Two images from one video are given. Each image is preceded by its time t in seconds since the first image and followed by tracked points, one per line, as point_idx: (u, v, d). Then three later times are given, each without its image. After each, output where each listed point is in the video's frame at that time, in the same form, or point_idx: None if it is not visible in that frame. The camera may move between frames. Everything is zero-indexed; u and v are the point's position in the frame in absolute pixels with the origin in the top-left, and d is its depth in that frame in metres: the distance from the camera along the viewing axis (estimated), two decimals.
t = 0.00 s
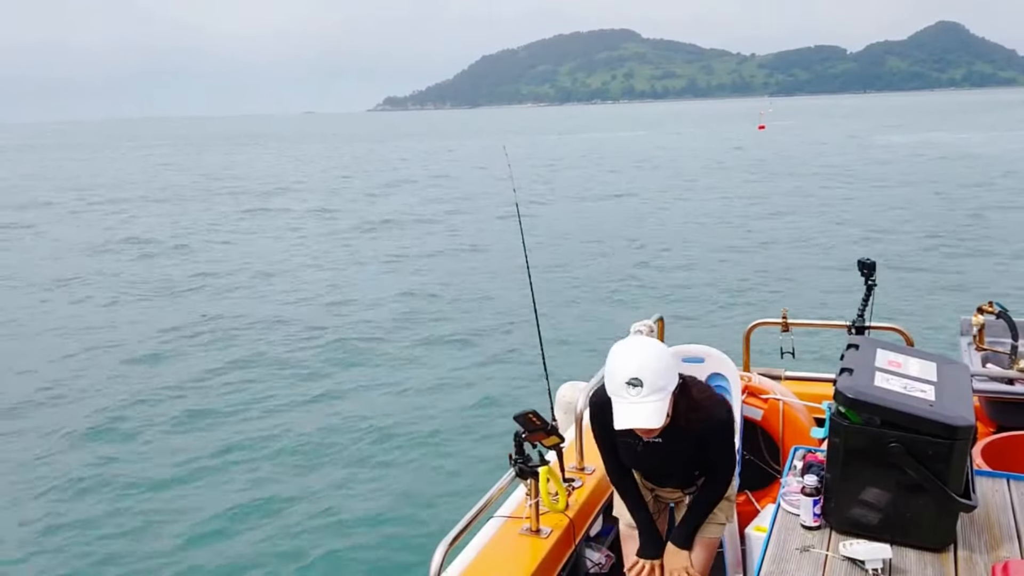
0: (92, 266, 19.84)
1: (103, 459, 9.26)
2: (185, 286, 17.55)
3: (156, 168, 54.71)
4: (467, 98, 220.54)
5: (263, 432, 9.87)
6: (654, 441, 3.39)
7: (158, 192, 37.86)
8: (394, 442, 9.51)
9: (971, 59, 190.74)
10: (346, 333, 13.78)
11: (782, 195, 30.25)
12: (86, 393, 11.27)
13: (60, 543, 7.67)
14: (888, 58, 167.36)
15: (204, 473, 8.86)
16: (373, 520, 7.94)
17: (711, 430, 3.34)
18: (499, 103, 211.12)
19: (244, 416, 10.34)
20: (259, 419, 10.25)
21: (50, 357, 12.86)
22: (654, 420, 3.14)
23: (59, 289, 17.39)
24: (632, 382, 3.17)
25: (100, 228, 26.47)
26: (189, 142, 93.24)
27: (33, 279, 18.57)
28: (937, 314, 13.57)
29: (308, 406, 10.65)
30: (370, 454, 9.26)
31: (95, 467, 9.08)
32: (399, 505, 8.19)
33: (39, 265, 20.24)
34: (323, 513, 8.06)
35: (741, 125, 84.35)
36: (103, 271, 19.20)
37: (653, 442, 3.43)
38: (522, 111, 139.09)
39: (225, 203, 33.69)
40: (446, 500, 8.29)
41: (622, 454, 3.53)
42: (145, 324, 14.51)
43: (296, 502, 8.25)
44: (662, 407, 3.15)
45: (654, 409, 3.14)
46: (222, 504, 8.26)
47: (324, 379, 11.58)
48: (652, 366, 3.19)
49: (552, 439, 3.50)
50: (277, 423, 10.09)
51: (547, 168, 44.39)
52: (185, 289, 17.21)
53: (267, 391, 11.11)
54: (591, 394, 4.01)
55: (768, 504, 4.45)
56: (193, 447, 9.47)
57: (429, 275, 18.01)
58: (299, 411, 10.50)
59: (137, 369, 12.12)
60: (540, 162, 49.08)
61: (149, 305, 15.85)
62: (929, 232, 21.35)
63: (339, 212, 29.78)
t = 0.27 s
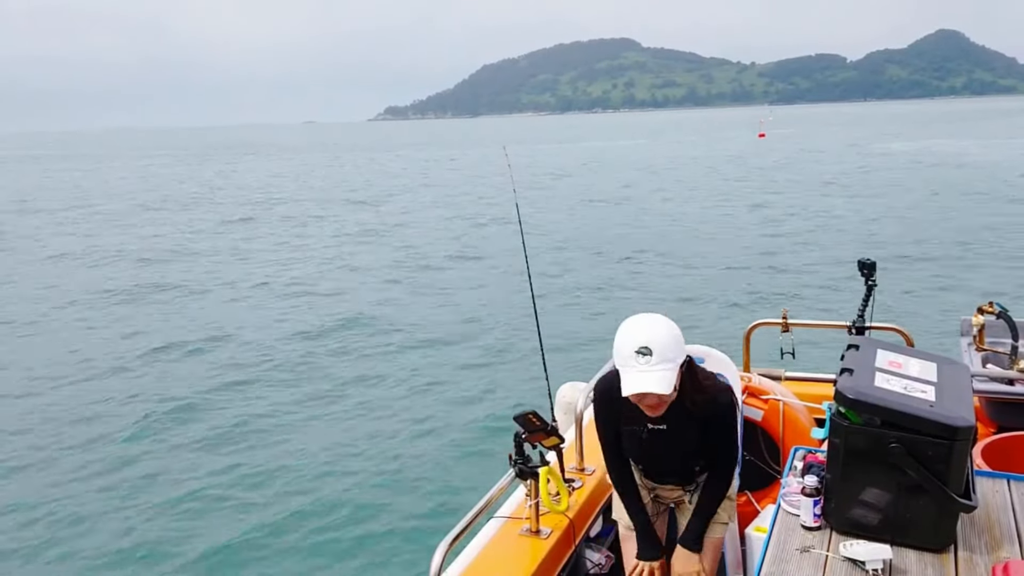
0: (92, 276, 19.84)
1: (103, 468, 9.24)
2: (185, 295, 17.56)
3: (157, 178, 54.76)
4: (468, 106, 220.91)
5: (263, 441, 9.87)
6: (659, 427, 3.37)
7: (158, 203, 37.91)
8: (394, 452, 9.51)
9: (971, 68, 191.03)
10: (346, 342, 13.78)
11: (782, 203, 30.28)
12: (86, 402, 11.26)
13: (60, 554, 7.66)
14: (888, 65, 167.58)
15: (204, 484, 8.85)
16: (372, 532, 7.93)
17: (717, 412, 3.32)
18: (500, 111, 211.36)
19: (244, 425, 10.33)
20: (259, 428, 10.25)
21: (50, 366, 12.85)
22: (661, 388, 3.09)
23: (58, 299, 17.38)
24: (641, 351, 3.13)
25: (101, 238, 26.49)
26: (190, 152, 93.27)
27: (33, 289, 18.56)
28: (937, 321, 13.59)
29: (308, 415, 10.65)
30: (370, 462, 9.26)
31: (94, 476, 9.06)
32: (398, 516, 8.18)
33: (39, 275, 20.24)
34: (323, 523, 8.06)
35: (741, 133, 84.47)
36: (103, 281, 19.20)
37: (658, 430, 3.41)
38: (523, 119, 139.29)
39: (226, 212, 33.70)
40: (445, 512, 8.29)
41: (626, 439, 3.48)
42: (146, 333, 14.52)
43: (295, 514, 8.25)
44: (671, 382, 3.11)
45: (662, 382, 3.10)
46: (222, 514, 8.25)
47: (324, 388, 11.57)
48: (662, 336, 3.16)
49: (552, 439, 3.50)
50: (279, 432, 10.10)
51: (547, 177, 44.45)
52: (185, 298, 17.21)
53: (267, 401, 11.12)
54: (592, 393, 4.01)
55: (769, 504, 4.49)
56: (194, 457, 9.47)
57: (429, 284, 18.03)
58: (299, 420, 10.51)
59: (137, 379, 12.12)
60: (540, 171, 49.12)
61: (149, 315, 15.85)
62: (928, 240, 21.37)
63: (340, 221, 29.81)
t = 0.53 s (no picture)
0: (92, 277, 19.84)
1: (103, 468, 9.23)
2: (185, 296, 17.57)
3: (158, 178, 54.79)
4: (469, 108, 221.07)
5: (262, 441, 9.87)
6: (659, 362, 3.21)
7: (159, 203, 37.94)
8: (394, 452, 9.52)
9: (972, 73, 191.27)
10: (346, 343, 13.79)
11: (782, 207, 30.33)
12: (86, 402, 11.26)
13: (59, 553, 7.66)
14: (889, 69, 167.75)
15: (203, 484, 8.85)
16: (372, 531, 7.94)
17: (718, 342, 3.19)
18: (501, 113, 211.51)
19: (243, 425, 10.33)
20: (258, 428, 10.25)
21: (50, 366, 12.85)
22: (668, 275, 3.05)
23: (59, 299, 17.39)
24: (648, 250, 3.10)
25: (101, 238, 26.50)
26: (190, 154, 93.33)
27: (34, 289, 18.56)
28: (937, 326, 13.62)
29: (307, 415, 10.66)
30: (369, 462, 9.26)
31: (93, 476, 9.06)
32: (397, 515, 8.20)
33: (39, 275, 20.25)
34: (322, 523, 8.05)
35: (742, 138, 84.63)
36: (103, 281, 19.20)
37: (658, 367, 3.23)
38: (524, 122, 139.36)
39: (226, 213, 33.71)
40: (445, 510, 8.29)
41: (624, 384, 3.30)
42: (146, 333, 14.52)
43: (295, 513, 8.25)
44: (676, 271, 3.07)
45: (667, 268, 3.06)
46: (221, 515, 8.25)
47: (325, 388, 11.57)
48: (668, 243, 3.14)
49: (552, 440, 3.50)
50: (280, 432, 10.10)
51: (548, 180, 44.51)
52: (185, 299, 17.22)
53: (266, 402, 11.12)
54: (592, 393, 4.01)
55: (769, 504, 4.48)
56: (195, 457, 9.47)
57: (429, 285, 18.04)
58: (298, 420, 10.51)
59: (136, 379, 12.12)
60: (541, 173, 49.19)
61: (149, 315, 15.85)
62: (928, 244, 21.42)
63: (340, 222, 29.82)
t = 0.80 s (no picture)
0: (93, 267, 19.89)
1: (101, 457, 9.21)
2: (184, 287, 17.56)
3: (158, 170, 54.78)
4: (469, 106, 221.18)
5: (260, 430, 9.89)
6: (660, 326, 3.05)
7: (159, 195, 37.93)
8: (393, 441, 9.55)
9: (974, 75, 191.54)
10: (345, 335, 13.82)
11: (782, 206, 30.41)
12: (85, 389, 11.29)
13: (57, 537, 7.68)
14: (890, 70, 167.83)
15: (201, 471, 8.87)
16: (370, 519, 7.97)
17: (720, 306, 3.06)
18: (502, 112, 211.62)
19: (241, 414, 10.36)
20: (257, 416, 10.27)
21: (50, 353, 12.89)
22: (671, 230, 2.98)
23: (60, 288, 17.42)
24: (650, 209, 3.03)
25: (101, 228, 26.49)
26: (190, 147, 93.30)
27: (36, 278, 18.61)
28: (935, 327, 13.63)
29: (306, 404, 10.68)
30: (368, 452, 9.29)
31: (91, 462, 9.09)
32: (396, 503, 8.22)
33: (38, 264, 20.24)
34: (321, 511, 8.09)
35: (742, 137, 84.71)
36: (103, 271, 19.24)
37: (658, 332, 3.07)
38: (525, 119, 139.40)
39: (227, 205, 33.75)
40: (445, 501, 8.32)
41: (623, 352, 3.11)
42: (144, 322, 14.50)
43: (293, 502, 8.28)
44: (679, 228, 3.00)
45: (670, 224, 3.00)
46: (220, 501, 8.28)
47: (322, 381, 11.55)
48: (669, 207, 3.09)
49: (552, 440, 3.50)
50: (278, 423, 10.08)
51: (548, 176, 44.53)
52: (186, 291, 17.26)
53: (265, 390, 11.14)
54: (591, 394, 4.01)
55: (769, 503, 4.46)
56: (193, 448, 9.45)
57: (428, 280, 18.09)
58: (297, 409, 10.53)
59: (136, 367, 12.14)
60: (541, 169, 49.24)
61: (149, 305, 15.89)
62: (927, 244, 21.46)
63: (341, 216, 29.88)
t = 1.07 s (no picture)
0: (92, 254, 19.82)
1: (95, 429, 9.15)
2: (181, 275, 17.50)
3: (158, 160, 54.61)
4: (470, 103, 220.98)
5: (257, 406, 9.84)
6: (660, 320, 3.07)
7: (157, 185, 37.85)
8: (391, 421, 9.50)
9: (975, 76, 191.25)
10: (345, 324, 13.78)
11: (783, 204, 30.35)
12: (82, 367, 11.23)
13: (50, 499, 7.62)
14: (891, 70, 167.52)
15: (197, 440, 8.81)
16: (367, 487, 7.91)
17: (721, 301, 3.07)
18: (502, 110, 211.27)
19: (239, 391, 10.31)
20: (254, 394, 10.22)
21: (48, 334, 12.84)
22: (671, 225, 2.98)
23: (58, 274, 17.35)
24: (651, 205, 3.03)
25: (98, 216, 26.42)
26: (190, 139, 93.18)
27: (34, 264, 18.54)
28: (935, 326, 13.61)
29: (304, 384, 10.63)
30: (366, 430, 9.24)
31: (87, 434, 9.04)
32: (393, 474, 8.16)
33: (35, 250, 20.19)
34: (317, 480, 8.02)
35: (743, 136, 84.60)
36: (102, 259, 19.17)
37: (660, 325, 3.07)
38: (526, 115, 139.12)
39: (226, 196, 33.64)
40: (443, 472, 8.26)
41: (624, 346, 3.12)
42: (141, 308, 14.45)
43: (290, 471, 8.23)
44: (681, 223, 3.00)
45: (671, 219, 2.99)
46: (216, 469, 8.23)
47: (318, 364, 11.50)
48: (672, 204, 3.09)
49: (552, 440, 3.51)
50: (272, 401, 10.02)
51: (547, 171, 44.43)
52: (184, 278, 17.20)
53: (263, 371, 11.10)
54: (591, 394, 4.01)
55: (769, 504, 4.46)
56: (186, 420, 9.38)
57: (428, 272, 18.04)
58: (294, 388, 10.48)
59: (133, 348, 12.09)
60: (542, 165, 49.13)
61: (148, 292, 15.84)
62: (928, 244, 21.40)
63: (340, 208, 29.79)
